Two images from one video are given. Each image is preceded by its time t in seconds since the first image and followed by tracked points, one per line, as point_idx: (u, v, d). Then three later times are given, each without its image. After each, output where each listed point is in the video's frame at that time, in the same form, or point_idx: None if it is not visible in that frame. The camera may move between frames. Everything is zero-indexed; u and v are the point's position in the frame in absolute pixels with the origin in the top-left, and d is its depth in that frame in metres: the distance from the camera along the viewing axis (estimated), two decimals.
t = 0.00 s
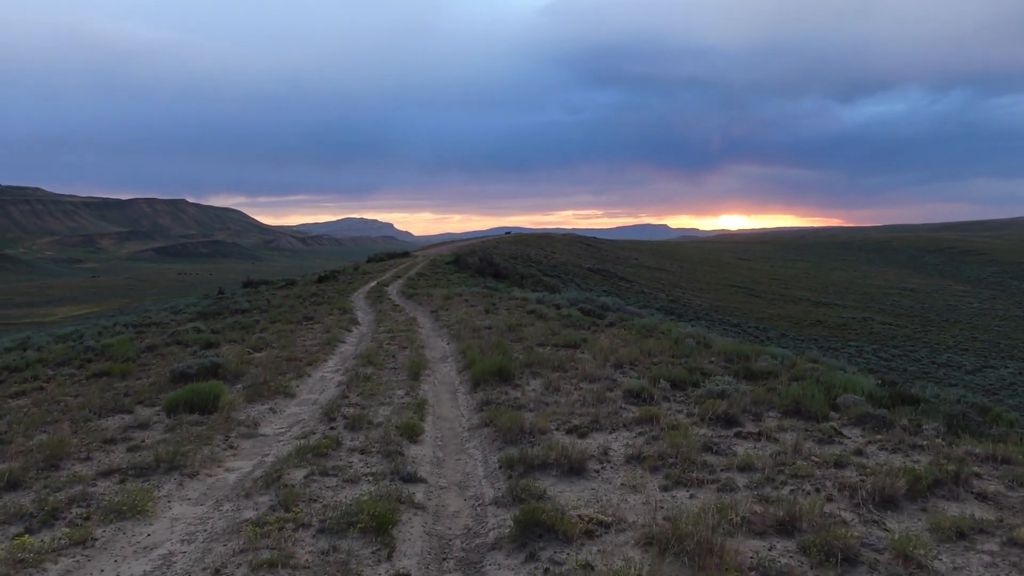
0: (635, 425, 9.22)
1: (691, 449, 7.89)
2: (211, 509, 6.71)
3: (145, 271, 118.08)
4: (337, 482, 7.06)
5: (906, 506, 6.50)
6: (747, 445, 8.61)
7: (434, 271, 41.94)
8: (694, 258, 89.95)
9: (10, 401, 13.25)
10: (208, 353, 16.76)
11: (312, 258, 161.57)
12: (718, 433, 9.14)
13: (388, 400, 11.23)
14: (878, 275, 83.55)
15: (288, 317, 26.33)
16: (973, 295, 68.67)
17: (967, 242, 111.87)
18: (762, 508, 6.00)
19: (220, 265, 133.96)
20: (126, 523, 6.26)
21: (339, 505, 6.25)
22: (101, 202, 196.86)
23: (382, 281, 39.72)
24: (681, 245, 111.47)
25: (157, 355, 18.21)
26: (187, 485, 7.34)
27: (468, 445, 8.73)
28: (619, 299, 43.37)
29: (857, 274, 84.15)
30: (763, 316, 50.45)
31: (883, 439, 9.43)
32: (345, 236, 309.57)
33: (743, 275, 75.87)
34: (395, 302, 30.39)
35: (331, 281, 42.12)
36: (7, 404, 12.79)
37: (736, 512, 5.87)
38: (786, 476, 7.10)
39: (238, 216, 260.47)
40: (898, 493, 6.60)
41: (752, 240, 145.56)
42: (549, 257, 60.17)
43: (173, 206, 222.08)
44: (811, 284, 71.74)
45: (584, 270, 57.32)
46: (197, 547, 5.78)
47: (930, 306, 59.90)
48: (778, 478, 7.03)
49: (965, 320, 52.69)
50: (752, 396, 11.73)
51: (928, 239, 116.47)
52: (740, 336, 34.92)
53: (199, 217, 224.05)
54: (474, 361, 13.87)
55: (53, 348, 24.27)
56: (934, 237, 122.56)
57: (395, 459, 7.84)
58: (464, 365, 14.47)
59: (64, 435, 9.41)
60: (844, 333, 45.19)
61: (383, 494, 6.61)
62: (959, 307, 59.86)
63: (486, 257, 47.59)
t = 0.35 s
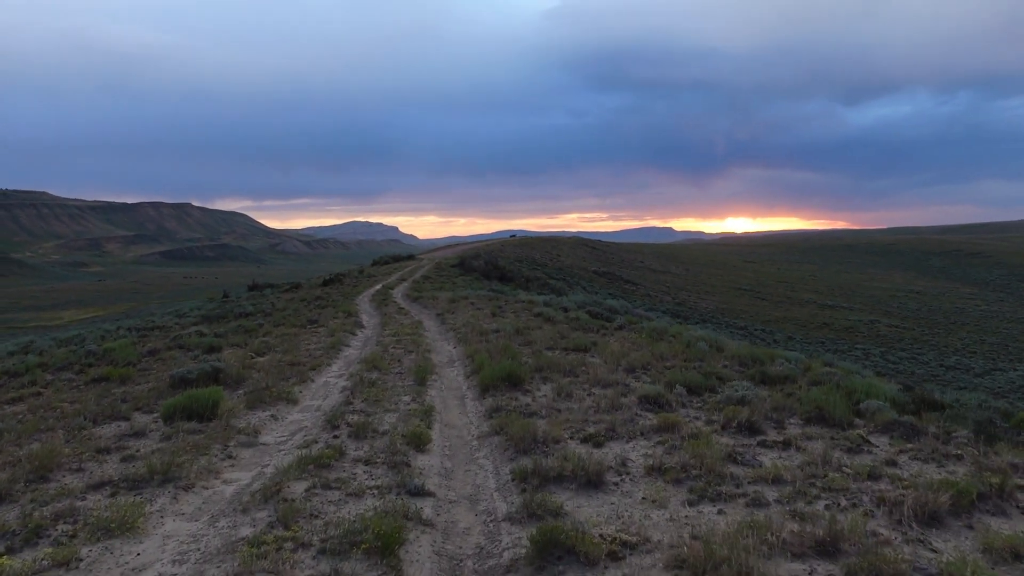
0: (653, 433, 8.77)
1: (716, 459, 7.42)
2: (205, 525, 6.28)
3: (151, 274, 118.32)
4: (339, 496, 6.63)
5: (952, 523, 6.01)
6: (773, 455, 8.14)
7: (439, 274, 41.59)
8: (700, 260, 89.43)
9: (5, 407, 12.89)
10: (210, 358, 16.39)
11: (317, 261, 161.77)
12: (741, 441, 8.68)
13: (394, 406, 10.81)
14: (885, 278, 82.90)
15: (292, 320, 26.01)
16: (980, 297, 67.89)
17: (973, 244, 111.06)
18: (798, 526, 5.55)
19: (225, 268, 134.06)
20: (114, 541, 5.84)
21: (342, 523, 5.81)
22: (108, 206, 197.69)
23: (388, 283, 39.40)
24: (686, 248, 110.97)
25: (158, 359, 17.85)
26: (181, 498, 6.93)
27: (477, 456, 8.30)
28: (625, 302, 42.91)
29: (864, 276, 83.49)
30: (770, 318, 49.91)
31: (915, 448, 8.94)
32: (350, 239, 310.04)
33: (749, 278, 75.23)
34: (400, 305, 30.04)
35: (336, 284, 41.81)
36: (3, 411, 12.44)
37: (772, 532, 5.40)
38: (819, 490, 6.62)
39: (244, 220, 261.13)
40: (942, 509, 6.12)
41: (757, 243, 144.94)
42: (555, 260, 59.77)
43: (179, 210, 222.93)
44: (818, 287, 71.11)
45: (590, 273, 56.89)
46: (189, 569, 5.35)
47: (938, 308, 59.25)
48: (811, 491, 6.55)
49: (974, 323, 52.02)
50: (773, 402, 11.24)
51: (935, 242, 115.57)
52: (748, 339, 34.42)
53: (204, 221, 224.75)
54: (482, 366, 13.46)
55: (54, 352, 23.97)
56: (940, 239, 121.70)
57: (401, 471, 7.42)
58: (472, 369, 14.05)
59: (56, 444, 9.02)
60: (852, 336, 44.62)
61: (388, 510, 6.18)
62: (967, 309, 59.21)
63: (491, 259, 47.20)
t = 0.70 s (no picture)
0: (668, 444, 8.32)
1: (736, 473, 6.96)
2: (192, 545, 5.88)
3: (156, 276, 118.44)
4: (336, 513, 6.23)
5: (996, 545, 5.52)
6: (795, 467, 7.66)
7: (443, 277, 41.21)
8: (705, 262, 88.81)
9: None
10: (210, 362, 16.01)
11: (321, 264, 161.81)
12: (761, 453, 8.20)
13: (397, 414, 10.40)
14: (892, 280, 82.15)
15: (295, 323, 25.66)
16: (988, 299, 67.05)
17: (979, 246, 110.09)
18: (832, 549, 5.10)
19: (229, 271, 134.04)
20: (93, 563, 5.44)
21: (338, 546, 5.40)
22: (114, 209, 198.27)
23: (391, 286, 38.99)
24: (691, 250, 110.38)
25: (157, 364, 17.48)
26: (168, 515, 6.54)
27: (482, 468, 7.87)
28: (631, 304, 42.42)
29: (870, 278, 82.71)
30: (776, 321, 49.34)
31: (944, 459, 8.43)
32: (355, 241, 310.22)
33: (755, 280, 74.58)
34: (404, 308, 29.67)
35: (340, 287, 41.47)
36: None
37: (803, 556, 4.96)
38: (850, 508, 6.15)
39: (248, 223, 261.69)
40: (985, 529, 5.63)
41: (761, 245, 144.25)
42: (560, 262, 59.35)
43: (184, 213, 223.45)
44: (824, 289, 70.41)
45: (595, 275, 56.42)
46: None
47: (946, 311, 58.53)
48: (840, 509, 6.09)
49: (983, 325, 51.28)
50: (791, 410, 10.77)
51: (941, 244, 114.59)
52: (755, 342, 33.90)
53: (209, 224, 225.19)
54: (487, 371, 13.03)
55: (53, 356, 23.65)
56: (946, 241, 120.70)
57: (403, 486, 7.00)
58: (477, 374, 13.63)
59: (43, 455, 8.64)
60: (859, 338, 44.02)
61: (388, 530, 5.76)
62: (976, 311, 58.45)
63: (496, 262, 46.81)
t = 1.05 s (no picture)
0: (680, 456, 7.90)
1: (755, 488, 6.54)
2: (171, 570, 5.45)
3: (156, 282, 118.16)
4: (328, 534, 5.81)
5: None
6: (814, 481, 7.24)
7: (444, 281, 40.80)
8: (707, 267, 88.42)
9: None
10: (204, 369, 15.60)
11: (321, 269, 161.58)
12: (777, 466, 7.79)
13: (395, 423, 9.98)
14: (893, 284, 81.73)
15: (293, 329, 25.26)
16: (989, 304, 66.59)
17: (980, 250, 109.69)
18: None
19: (229, 276, 133.75)
20: None
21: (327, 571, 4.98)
22: (114, 214, 198.25)
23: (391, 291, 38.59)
24: (693, 254, 109.99)
25: (151, 370, 17.06)
26: (149, 536, 6.11)
27: (484, 482, 7.44)
28: (632, 309, 42.00)
29: (871, 282, 82.29)
30: (778, 325, 48.91)
31: (971, 472, 8.00)
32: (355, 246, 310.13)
33: (756, 284, 74.11)
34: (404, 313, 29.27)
35: (339, 291, 41.10)
36: None
37: None
38: (880, 527, 5.73)
39: (249, 228, 261.75)
40: None
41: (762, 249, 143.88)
42: (560, 267, 58.96)
43: (185, 218, 223.37)
44: (826, 293, 69.97)
45: (596, 280, 56.02)
46: None
47: (948, 315, 58.10)
48: (869, 530, 5.67)
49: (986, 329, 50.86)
50: (805, 418, 10.34)
51: (941, 248, 114.23)
52: (758, 346, 33.48)
53: (210, 229, 225.04)
54: (488, 378, 12.60)
55: (47, 362, 23.24)
56: (946, 246, 120.26)
57: (400, 503, 6.57)
58: (477, 381, 13.21)
59: (23, 469, 8.21)
60: (862, 343, 43.58)
61: (383, 553, 5.35)
62: (978, 315, 58.02)
63: (497, 266, 46.45)
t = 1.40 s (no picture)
0: (694, 465, 7.46)
1: (777, 501, 6.10)
2: None
3: (157, 278, 117.78)
4: (318, 550, 5.38)
5: None
6: (838, 493, 6.79)
7: (445, 279, 40.38)
8: (709, 265, 87.86)
9: None
10: (198, 367, 15.16)
11: (322, 266, 161.14)
12: (797, 475, 7.36)
13: (393, 426, 9.54)
14: (896, 283, 81.15)
15: (291, 326, 24.84)
16: (992, 303, 66.02)
17: (982, 249, 109.03)
18: None
19: (230, 272, 133.38)
20: None
21: None
22: (116, 211, 198.00)
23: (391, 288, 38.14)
24: (695, 253, 109.38)
25: (145, 368, 16.63)
26: (126, 548, 5.69)
27: (486, 491, 7.01)
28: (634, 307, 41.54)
29: (873, 281, 81.70)
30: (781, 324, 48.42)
31: (1002, 482, 7.55)
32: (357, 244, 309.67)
33: (758, 283, 73.57)
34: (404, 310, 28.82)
35: (340, 288, 40.64)
36: None
37: None
38: (915, 546, 5.30)
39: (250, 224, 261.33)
40: None
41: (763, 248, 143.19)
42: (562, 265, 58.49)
43: (186, 215, 223.02)
44: (829, 292, 69.43)
45: (598, 278, 55.56)
46: None
47: (952, 314, 57.58)
48: (903, 549, 5.23)
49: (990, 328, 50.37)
50: (821, 423, 9.89)
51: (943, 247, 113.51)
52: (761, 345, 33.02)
53: (211, 225, 224.63)
54: (491, 379, 12.16)
55: (41, 359, 22.83)
56: (948, 244, 119.55)
57: (396, 515, 6.14)
58: (479, 382, 12.76)
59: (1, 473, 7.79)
60: (866, 342, 43.10)
61: (377, 572, 4.92)
62: (981, 315, 57.52)
63: (498, 263, 45.99)
